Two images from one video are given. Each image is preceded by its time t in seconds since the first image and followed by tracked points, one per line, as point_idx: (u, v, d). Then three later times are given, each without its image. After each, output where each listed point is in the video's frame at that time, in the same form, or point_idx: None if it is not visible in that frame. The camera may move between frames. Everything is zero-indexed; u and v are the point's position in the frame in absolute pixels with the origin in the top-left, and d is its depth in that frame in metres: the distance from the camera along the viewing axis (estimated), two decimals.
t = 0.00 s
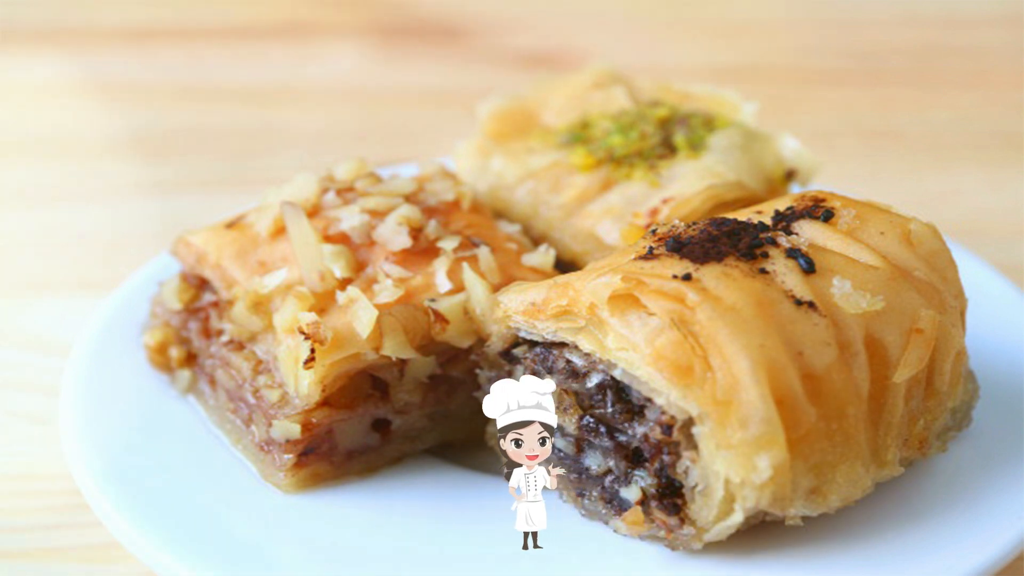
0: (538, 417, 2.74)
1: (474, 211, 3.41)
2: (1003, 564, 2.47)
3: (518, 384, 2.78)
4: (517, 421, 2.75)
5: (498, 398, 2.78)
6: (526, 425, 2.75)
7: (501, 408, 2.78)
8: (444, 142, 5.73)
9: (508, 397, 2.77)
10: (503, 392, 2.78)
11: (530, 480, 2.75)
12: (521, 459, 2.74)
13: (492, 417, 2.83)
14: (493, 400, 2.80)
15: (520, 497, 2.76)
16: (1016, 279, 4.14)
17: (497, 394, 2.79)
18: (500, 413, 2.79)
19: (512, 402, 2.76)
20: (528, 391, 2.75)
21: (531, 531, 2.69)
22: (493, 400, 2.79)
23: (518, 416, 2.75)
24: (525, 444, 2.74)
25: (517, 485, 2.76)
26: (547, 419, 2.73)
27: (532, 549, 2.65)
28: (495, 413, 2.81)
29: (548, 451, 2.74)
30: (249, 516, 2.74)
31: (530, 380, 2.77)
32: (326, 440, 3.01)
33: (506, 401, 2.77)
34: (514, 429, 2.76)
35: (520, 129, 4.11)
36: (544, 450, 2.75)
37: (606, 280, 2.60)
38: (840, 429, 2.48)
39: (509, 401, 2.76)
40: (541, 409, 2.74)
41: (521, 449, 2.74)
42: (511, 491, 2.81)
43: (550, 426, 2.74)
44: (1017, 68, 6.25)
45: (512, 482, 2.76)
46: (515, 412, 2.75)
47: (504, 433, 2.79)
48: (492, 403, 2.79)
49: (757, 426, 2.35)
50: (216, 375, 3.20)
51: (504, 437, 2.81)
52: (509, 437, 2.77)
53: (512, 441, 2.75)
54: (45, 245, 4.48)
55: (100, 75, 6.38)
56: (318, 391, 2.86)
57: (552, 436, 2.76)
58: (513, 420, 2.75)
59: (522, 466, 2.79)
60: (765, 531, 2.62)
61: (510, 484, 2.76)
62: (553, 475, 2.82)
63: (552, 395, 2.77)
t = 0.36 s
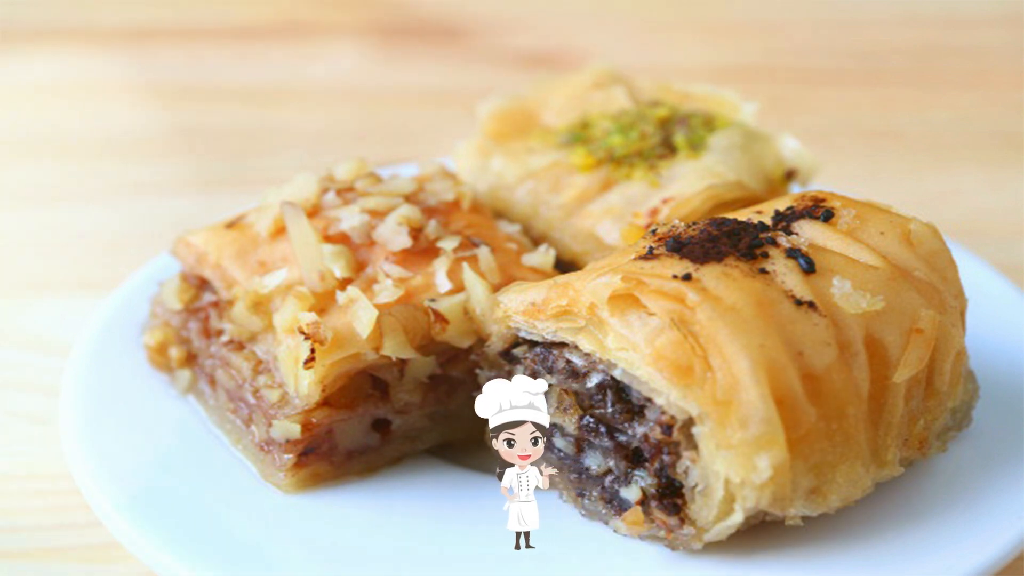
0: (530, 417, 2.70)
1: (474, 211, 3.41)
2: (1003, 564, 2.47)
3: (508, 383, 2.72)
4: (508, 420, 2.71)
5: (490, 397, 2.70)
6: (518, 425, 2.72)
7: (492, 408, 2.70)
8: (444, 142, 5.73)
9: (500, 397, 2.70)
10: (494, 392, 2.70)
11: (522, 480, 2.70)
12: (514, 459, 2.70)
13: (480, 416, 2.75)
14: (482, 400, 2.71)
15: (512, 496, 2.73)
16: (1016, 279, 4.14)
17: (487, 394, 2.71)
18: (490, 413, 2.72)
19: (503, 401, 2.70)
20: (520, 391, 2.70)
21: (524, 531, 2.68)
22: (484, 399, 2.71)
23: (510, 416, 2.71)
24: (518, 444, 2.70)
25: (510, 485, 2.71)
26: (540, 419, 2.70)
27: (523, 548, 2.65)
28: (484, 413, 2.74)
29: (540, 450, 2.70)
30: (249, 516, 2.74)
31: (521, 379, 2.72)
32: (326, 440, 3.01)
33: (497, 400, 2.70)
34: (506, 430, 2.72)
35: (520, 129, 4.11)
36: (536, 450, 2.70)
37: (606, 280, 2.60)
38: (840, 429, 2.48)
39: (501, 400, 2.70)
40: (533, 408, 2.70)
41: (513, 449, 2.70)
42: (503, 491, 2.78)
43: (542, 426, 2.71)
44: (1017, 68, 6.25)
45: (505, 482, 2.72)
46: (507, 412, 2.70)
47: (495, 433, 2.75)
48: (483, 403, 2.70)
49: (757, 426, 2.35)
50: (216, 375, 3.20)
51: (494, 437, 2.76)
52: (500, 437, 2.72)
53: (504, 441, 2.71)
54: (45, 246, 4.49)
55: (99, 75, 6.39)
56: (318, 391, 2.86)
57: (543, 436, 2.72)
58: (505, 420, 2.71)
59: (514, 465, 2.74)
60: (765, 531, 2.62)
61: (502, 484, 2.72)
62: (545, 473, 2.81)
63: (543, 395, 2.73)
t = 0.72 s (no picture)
0: (522, 417, 2.69)
1: (474, 211, 3.41)
2: (1003, 564, 2.48)
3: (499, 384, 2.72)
4: (499, 421, 2.69)
5: (482, 397, 2.69)
6: (509, 425, 2.69)
7: (484, 408, 2.69)
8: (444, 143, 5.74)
9: (491, 397, 2.69)
10: (486, 392, 2.70)
11: (514, 480, 2.71)
12: (505, 460, 2.68)
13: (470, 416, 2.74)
14: (473, 400, 2.70)
15: (503, 496, 2.73)
16: (1016, 279, 4.14)
17: (479, 394, 2.70)
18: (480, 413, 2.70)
19: (495, 401, 2.69)
20: (511, 391, 2.70)
21: (515, 531, 2.68)
22: (475, 399, 2.69)
23: (501, 416, 2.69)
24: (509, 444, 2.68)
25: (501, 485, 2.72)
26: (532, 419, 2.69)
27: (515, 548, 2.65)
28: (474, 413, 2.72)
29: (532, 451, 2.69)
30: (249, 516, 2.74)
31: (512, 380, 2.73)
32: (326, 440, 3.01)
33: (489, 400, 2.69)
34: (497, 430, 2.69)
35: (520, 129, 4.11)
36: (527, 450, 2.69)
37: (606, 280, 2.60)
38: (840, 429, 2.48)
39: (492, 400, 2.69)
40: (524, 408, 2.69)
41: (505, 449, 2.68)
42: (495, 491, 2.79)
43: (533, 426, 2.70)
44: (1017, 68, 6.24)
45: (496, 482, 2.72)
46: (499, 411, 2.69)
47: (485, 434, 2.72)
48: (475, 402, 2.68)
49: (757, 426, 2.35)
50: (216, 375, 3.20)
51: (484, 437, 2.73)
52: (492, 437, 2.69)
53: (496, 441, 2.68)
54: (46, 245, 4.49)
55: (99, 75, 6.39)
56: (317, 391, 2.86)
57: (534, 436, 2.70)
58: (496, 420, 2.69)
59: (505, 465, 2.74)
60: (765, 531, 2.62)
61: (494, 484, 2.73)
62: (538, 474, 2.83)
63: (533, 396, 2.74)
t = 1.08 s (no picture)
0: (513, 417, 2.71)
1: (474, 211, 3.41)
2: (1003, 564, 2.48)
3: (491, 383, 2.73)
4: (491, 420, 2.71)
5: (473, 397, 2.70)
6: (500, 425, 2.72)
7: (475, 408, 2.71)
8: (444, 143, 5.74)
9: (483, 397, 2.70)
10: (477, 392, 2.70)
11: (505, 480, 2.72)
12: (496, 459, 2.71)
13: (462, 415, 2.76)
14: (464, 400, 2.72)
15: (495, 496, 2.74)
16: (1016, 279, 4.14)
17: (470, 393, 2.71)
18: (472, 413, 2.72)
19: (486, 401, 2.71)
20: (503, 391, 2.71)
21: (506, 531, 2.69)
22: (466, 399, 2.71)
23: (493, 416, 2.71)
24: (500, 444, 2.71)
25: (493, 485, 2.73)
26: (523, 419, 2.70)
27: (506, 548, 2.65)
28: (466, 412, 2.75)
29: (523, 450, 2.71)
30: (249, 516, 2.74)
31: (504, 379, 2.73)
32: (326, 440, 3.01)
33: (480, 400, 2.70)
34: (489, 429, 2.72)
35: (520, 129, 4.11)
36: (519, 449, 2.71)
37: (606, 280, 2.59)
38: (840, 429, 2.48)
39: (484, 400, 2.70)
40: (516, 408, 2.71)
41: (496, 449, 2.70)
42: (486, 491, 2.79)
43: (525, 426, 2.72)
44: (1016, 68, 6.24)
45: (488, 482, 2.73)
46: (490, 411, 2.71)
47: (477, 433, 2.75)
48: (466, 402, 2.70)
49: (757, 427, 2.35)
50: (216, 375, 3.20)
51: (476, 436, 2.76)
52: (483, 436, 2.72)
53: (487, 441, 2.71)
54: (46, 246, 4.49)
55: (100, 75, 6.39)
56: (318, 391, 2.86)
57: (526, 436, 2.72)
58: (487, 420, 2.71)
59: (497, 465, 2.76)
60: (766, 531, 2.62)
61: (485, 484, 2.74)
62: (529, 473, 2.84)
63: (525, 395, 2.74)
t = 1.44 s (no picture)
0: (505, 417, 2.70)
1: (474, 211, 3.41)
2: (1003, 564, 2.48)
3: (482, 383, 2.71)
4: (482, 420, 2.69)
5: (465, 397, 2.67)
6: (492, 424, 2.71)
7: (467, 408, 2.68)
8: (444, 143, 5.74)
9: (475, 397, 2.68)
10: (468, 391, 2.68)
11: (497, 480, 2.71)
12: (488, 459, 2.70)
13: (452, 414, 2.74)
14: (456, 400, 2.69)
15: (487, 496, 2.73)
16: (1016, 279, 4.15)
17: (461, 394, 2.68)
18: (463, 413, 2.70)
19: (478, 401, 2.69)
20: (494, 390, 2.69)
21: (497, 531, 2.69)
22: (458, 399, 2.68)
23: (484, 416, 2.69)
24: (492, 443, 2.70)
25: (484, 485, 2.72)
26: (514, 419, 2.70)
27: (499, 548, 2.66)
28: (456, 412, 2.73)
29: (515, 450, 2.71)
30: (249, 516, 2.75)
31: (495, 379, 2.71)
32: (326, 440, 3.00)
33: (472, 400, 2.68)
34: (481, 429, 2.71)
35: (520, 129, 4.11)
36: (510, 449, 2.71)
37: (606, 280, 2.59)
38: (840, 429, 2.48)
39: (476, 400, 2.68)
40: (507, 408, 2.70)
41: (488, 449, 2.70)
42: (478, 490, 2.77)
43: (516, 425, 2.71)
44: (1016, 69, 6.25)
45: (479, 482, 2.72)
46: (481, 411, 2.69)
47: (468, 433, 2.73)
48: (458, 402, 2.67)
49: (757, 426, 2.36)
50: (216, 375, 3.19)
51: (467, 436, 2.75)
52: (475, 436, 2.71)
53: (479, 441, 2.70)
54: (45, 246, 4.49)
55: (99, 75, 6.39)
56: (318, 391, 2.87)
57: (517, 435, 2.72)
58: (479, 420, 2.69)
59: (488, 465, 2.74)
60: (766, 531, 2.62)
61: (477, 484, 2.73)
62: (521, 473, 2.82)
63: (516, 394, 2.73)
